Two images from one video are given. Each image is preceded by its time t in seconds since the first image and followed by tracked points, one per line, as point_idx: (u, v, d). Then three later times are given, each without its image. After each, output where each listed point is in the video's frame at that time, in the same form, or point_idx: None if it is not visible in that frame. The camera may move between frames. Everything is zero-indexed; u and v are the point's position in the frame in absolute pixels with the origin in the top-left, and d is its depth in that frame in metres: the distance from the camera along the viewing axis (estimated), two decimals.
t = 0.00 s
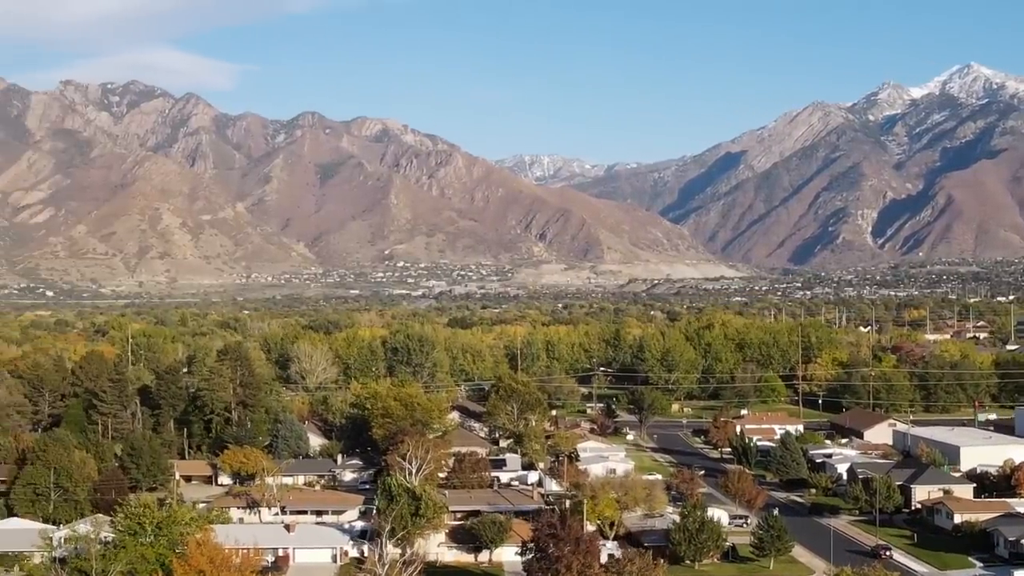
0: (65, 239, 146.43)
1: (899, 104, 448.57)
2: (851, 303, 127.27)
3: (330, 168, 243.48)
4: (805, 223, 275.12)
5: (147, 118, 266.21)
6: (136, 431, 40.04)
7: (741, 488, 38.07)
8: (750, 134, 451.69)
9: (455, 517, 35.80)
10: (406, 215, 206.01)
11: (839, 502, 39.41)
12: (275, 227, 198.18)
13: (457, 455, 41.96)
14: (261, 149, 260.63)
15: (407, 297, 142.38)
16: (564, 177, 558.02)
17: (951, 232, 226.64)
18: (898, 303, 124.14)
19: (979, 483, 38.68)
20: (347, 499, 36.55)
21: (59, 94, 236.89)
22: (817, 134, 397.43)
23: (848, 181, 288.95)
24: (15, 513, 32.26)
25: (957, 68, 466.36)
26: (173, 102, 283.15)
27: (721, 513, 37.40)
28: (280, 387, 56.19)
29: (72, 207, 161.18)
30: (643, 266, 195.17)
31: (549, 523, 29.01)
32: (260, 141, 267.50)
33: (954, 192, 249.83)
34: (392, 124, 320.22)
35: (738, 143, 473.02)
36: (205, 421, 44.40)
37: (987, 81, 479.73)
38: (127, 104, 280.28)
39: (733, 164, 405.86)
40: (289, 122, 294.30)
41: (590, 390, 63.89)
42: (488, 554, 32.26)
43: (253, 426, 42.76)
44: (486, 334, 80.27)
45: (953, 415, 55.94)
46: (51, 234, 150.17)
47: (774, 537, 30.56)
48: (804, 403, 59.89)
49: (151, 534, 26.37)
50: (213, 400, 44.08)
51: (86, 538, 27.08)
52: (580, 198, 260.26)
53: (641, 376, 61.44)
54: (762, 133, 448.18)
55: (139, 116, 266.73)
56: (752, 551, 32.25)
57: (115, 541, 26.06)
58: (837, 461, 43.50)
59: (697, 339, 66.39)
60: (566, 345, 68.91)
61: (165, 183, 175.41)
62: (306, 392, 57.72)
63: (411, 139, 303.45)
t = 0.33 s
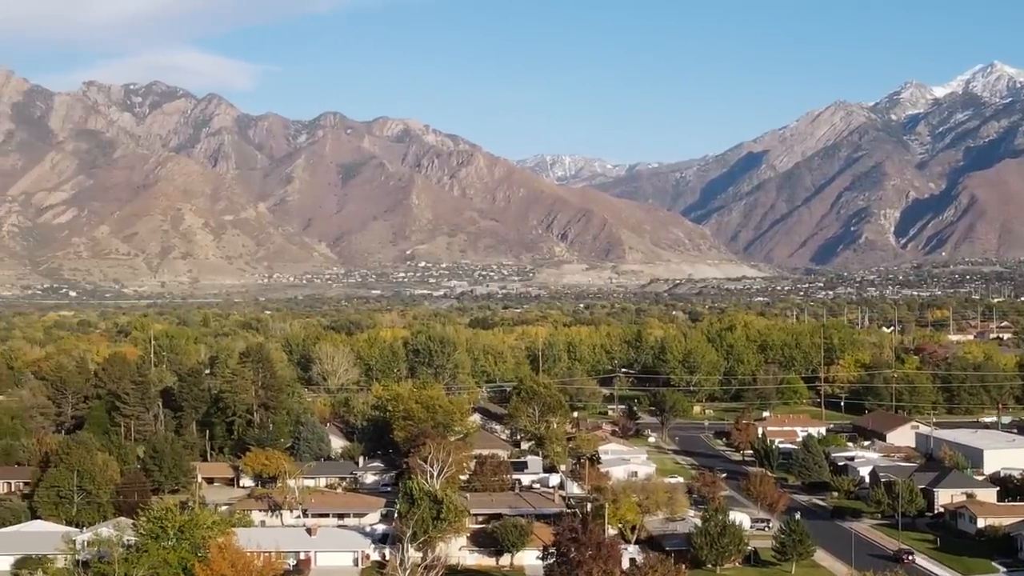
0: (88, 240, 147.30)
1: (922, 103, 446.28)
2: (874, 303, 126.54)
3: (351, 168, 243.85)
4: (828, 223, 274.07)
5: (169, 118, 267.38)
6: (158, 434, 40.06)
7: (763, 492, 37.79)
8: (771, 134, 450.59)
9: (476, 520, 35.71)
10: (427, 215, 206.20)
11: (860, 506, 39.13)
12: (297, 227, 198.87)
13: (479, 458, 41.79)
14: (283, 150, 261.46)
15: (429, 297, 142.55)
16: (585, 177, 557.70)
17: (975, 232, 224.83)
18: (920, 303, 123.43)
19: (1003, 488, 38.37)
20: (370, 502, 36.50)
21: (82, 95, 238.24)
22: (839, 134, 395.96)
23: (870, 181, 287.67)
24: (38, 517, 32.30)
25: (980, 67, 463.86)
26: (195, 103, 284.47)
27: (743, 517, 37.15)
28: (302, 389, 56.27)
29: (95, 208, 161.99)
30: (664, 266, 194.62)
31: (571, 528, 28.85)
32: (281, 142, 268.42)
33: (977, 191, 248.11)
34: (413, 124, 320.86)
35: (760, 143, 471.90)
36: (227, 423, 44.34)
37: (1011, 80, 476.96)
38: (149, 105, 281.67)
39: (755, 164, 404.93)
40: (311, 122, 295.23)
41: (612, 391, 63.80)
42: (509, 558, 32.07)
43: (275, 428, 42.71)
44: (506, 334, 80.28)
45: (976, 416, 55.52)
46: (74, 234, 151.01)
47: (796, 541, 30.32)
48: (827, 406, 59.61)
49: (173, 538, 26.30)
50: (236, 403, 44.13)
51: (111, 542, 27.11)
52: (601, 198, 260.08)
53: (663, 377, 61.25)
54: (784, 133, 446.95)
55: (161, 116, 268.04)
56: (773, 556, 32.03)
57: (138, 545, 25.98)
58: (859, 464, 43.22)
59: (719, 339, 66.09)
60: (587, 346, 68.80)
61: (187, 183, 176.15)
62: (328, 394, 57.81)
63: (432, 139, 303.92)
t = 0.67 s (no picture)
0: (111, 240, 148.08)
1: (945, 102, 443.82)
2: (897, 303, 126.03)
3: (374, 168, 244.19)
4: (851, 222, 272.99)
5: (192, 118, 268.63)
6: (181, 436, 40.17)
7: (786, 494, 37.52)
8: (794, 135, 449.05)
9: (498, 523, 35.58)
10: (450, 215, 206.34)
11: (884, 510, 38.81)
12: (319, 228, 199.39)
13: (501, 461, 41.63)
14: (305, 150, 262.29)
15: (451, 297, 142.76)
16: (608, 176, 557.09)
17: (999, 232, 223.05)
18: (944, 303, 122.76)
19: None
20: (392, 506, 36.48)
21: (106, 96, 239.47)
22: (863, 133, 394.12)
23: (893, 180, 286.21)
24: (62, 519, 32.41)
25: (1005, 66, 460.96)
26: (217, 103, 285.40)
27: (767, 520, 36.86)
28: (325, 391, 56.25)
29: (118, 208, 162.79)
30: (687, 266, 194.07)
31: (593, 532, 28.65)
32: (304, 142, 269.15)
33: (1002, 190, 246.13)
34: (435, 124, 321.16)
35: (783, 143, 470.15)
36: (251, 425, 44.52)
37: None
38: (172, 105, 283.05)
39: (778, 163, 403.74)
40: (333, 122, 295.96)
41: (634, 393, 63.79)
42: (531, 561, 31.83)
43: (298, 430, 42.77)
44: (529, 334, 80.41)
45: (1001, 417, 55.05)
46: (99, 235, 151.90)
47: (819, 545, 30.07)
48: (849, 407, 59.27)
49: (195, 542, 26.22)
50: (259, 405, 44.25)
51: (135, 545, 27.18)
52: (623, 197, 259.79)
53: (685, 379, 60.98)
54: (808, 132, 445.33)
55: (184, 117, 269.11)
56: (796, 559, 31.72)
57: (161, 550, 25.96)
58: (883, 468, 42.88)
59: (741, 341, 65.80)
60: (609, 346, 68.61)
61: (210, 184, 176.83)
62: (350, 396, 57.84)
63: (454, 138, 304.18)
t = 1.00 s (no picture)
0: (136, 240, 148.85)
1: (971, 101, 441.06)
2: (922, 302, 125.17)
3: (397, 168, 244.38)
4: (875, 221, 271.59)
5: (216, 119, 269.84)
6: (205, 437, 40.23)
7: (810, 497, 37.23)
8: (818, 135, 447.38)
9: (521, 526, 35.47)
10: (473, 215, 206.38)
11: (909, 513, 38.50)
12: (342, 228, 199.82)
13: (524, 463, 41.52)
14: (329, 150, 263.03)
15: (474, 297, 142.70)
16: (631, 175, 556.63)
17: None
18: (969, 303, 121.88)
19: None
20: (415, 508, 36.47)
21: (130, 97, 240.70)
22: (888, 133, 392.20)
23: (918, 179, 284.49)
24: (87, 521, 32.50)
25: None
26: (241, 103, 286.51)
27: (791, 524, 36.62)
28: (348, 393, 56.18)
29: (142, 209, 163.61)
30: (710, 266, 193.37)
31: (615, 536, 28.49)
32: (327, 142, 269.98)
33: None
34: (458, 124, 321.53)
35: (807, 143, 468.28)
36: (274, 427, 44.68)
37: None
38: (196, 106, 284.42)
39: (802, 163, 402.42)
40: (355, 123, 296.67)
41: (657, 394, 63.67)
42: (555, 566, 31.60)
43: (321, 432, 42.77)
44: (551, 336, 80.33)
45: None
46: (123, 235, 152.73)
47: (844, 549, 29.86)
48: (874, 409, 58.92)
49: (219, 546, 26.16)
50: (282, 406, 44.36)
51: (160, 548, 27.28)
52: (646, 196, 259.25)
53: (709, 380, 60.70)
54: (832, 131, 443.61)
55: (208, 117, 270.28)
56: (820, 564, 31.46)
57: (186, 553, 25.95)
58: (908, 471, 42.56)
59: (764, 342, 65.46)
60: (632, 347, 68.41)
61: (233, 184, 177.43)
62: (373, 397, 57.79)
63: (477, 138, 304.36)
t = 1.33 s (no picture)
0: (161, 241, 149.55)
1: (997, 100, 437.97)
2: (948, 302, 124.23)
3: (421, 168, 244.54)
4: (901, 221, 270.00)
5: (241, 119, 270.90)
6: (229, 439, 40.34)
7: (835, 500, 36.94)
8: (844, 134, 445.39)
9: (545, 530, 35.30)
10: (496, 215, 206.34)
11: (935, 516, 38.16)
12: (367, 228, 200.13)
13: (548, 465, 41.40)
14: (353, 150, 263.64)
15: (497, 297, 142.58)
16: (656, 174, 555.83)
17: None
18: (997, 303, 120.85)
19: None
20: (438, 511, 36.42)
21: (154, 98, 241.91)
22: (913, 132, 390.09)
23: (944, 178, 282.72)
24: (112, 523, 32.59)
25: None
26: (265, 104, 287.58)
27: (816, 527, 36.34)
28: (372, 394, 56.19)
29: (167, 209, 164.36)
30: (734, 266, 192.63)
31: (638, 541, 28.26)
32: (351, 142, 270.54)
33: None
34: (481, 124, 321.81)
35: (832, 143, 466.19)
36: (298, 428, 44.80)
37: None
38: (221, 106, 285.68)
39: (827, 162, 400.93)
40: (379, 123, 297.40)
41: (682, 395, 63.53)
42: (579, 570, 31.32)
43: (345, 434, 42.74)
44: (575, 336, 80.92)
45: None
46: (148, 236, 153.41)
47: (869, 554, 29.52)
48: (899, 411, 58.60)
49: (243, 550, 26.14)
50: (306, 408, 44.45)
51: (185, 552, 27.27)
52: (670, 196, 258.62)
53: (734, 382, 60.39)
54: (857, 130, 441.59)
55: (232, 118, 271.39)
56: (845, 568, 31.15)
57: (210, 557, 25.97)
58: (933, 474, 42.24)
59: (788, 343, 65.12)
60: (656, 347, 68.17)
61: (258, 184, 177.92)
62: (397, 399, 57.76)
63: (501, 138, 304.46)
